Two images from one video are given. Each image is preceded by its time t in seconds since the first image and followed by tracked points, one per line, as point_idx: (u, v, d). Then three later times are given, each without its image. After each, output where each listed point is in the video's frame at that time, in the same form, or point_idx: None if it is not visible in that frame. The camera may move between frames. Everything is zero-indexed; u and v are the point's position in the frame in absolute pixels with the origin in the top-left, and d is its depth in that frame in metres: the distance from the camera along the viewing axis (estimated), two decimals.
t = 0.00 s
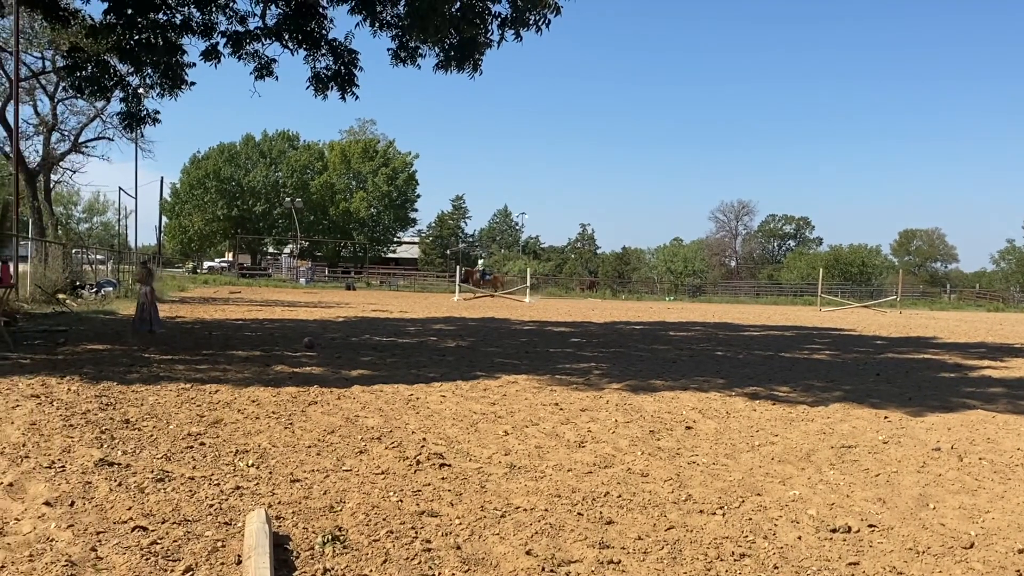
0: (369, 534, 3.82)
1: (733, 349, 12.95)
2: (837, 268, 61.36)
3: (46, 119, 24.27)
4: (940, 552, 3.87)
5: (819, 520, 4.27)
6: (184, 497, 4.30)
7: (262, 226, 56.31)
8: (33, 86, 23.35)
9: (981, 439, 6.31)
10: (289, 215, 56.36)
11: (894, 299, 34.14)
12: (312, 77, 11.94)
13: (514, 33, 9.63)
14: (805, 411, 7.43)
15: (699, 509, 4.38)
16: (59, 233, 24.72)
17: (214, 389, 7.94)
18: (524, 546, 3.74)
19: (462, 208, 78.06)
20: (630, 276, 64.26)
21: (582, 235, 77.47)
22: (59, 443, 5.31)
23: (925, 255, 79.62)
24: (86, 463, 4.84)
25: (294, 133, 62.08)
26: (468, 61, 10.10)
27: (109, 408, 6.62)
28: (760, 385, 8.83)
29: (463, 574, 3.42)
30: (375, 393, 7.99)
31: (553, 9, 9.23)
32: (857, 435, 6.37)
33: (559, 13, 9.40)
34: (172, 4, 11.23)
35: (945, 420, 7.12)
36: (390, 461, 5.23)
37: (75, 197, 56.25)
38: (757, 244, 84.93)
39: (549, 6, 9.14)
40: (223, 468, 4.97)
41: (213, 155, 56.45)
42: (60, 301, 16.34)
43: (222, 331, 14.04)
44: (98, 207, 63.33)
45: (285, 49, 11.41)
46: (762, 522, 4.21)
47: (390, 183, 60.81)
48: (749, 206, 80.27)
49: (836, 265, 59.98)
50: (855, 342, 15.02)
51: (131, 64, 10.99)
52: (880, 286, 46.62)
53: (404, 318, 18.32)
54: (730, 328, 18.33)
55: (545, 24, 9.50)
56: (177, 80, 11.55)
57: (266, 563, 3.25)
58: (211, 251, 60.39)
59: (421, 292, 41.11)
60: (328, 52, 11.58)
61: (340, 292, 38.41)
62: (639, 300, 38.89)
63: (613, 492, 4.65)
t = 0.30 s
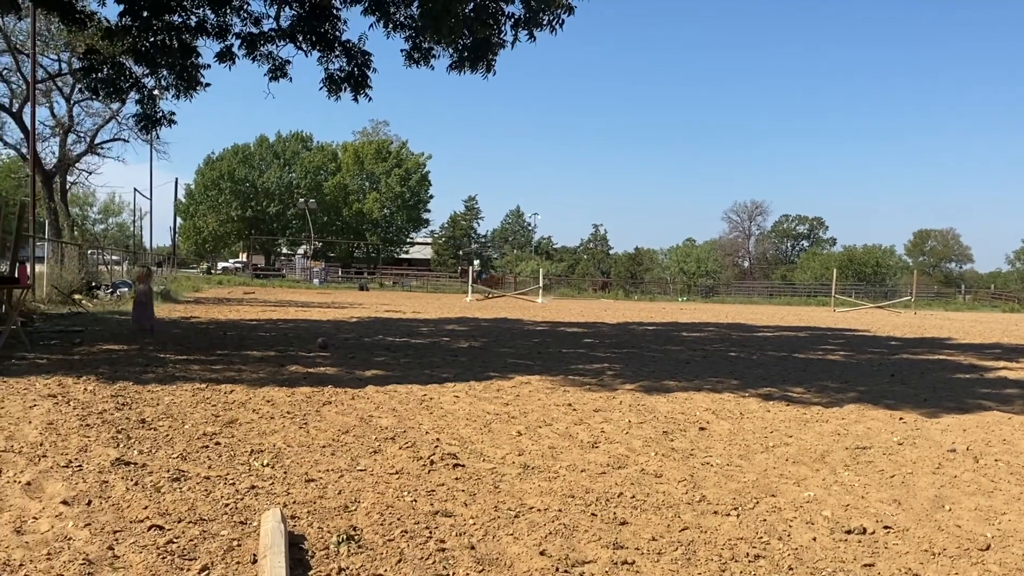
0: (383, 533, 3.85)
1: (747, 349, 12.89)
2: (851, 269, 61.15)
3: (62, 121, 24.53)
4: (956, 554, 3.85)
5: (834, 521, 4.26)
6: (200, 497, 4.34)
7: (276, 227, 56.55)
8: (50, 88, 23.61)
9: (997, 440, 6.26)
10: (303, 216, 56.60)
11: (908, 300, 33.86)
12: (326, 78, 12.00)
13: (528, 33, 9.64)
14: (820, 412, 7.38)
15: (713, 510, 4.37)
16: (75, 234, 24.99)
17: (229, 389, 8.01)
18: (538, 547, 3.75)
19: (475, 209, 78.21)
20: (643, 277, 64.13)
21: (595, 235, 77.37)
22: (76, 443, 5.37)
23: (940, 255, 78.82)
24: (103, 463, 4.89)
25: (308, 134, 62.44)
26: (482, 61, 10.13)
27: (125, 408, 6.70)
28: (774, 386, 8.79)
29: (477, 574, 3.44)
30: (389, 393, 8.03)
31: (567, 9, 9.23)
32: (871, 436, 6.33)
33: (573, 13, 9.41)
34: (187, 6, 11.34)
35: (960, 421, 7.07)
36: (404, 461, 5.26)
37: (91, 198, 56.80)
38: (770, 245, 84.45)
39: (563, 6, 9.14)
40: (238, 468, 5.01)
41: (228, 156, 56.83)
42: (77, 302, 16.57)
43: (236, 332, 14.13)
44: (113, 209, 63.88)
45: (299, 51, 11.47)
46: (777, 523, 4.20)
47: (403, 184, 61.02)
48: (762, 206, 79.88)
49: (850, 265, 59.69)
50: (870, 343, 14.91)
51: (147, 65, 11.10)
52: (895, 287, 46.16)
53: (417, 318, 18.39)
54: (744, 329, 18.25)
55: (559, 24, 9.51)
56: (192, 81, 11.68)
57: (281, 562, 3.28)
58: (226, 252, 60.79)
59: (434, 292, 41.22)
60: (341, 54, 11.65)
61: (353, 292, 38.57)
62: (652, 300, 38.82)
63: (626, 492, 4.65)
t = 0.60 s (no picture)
0: (398, 534, 3.88)
1: (760, 350, 12.85)
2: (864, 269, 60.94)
3: (77, 122, 24.79)
4: (972, 555, 3.82)
5: (848, 522, 4.24)
6: (216, 496, 4.39)
7: (289, 227, 56.75)
8: (66, 90, 23.88)
9: (1014, 442, 6.21)
10: (316, 217, 56.84)
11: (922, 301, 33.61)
12: (339, 80, 12.07)
13: (541, 33, 9.64)
14: (834, 412, 7.35)
15: (727, 511, 4.36)
16: (91, 234, 25.24)
17: (244, 389, 8.07)
18: (552, 547, 3.76)
19: (487, 210, 78.33)
20: (654, 277, 64.04)
21: (607, 236, 77.29)
22: (93, 443, 5.43)
23: (955, 255, 78.09)
24: (119, 463, 4.95)
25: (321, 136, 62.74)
26: (495, 62, 10.14)
27: (141, 408, 6.77)
28: (788, 387, 8.76)
29: (492, 574, 3.45)
30: (403, 394, 8.07)
31: (581, 9, 9.23)
32: (886, 437, 6.29)
33: (586, 13, 9.42)
34: (202, 8, 11.43)
35: (976, 422, 7.02)
36: (418, 461, 5.29)
37: (107, 199, 57.35)
38: (783, 244, 84.06)
39: (576, 6, 9.14)
40: (253, 468, 5.05)
41: (241, 157, 57.20)
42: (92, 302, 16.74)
43: (250, 332, 14.23)
44: (128, 210, 64.46)
45: (312, 52, 11.54)
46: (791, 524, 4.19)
47: (416, 185, 61.21)
48: (775, 206, 79.51)
49: (863, 265, 59.41)
50: (884, 343, 14.82)
51: (162, 67, 11.20)
52: (909, 287, 45.77)
53: (430, 318, 18.45)
54: (757, 329, 18.18)
55: (572, 24, 9.52)
56: (207, 83, 11.78)
57: (297, 562, 3.31)
58: (239, 252, 61.19)
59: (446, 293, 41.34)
60: (354, 55, 11.70)
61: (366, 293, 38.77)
62: (664, 300, 38.79)
63: (640, 493, 4.65)
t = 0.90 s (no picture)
0: (411, 533, 3.90)
1: (772, 350, 12.79)
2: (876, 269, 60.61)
3: (92, 124, 25.06)
4: (986, 556, 3.80)
5: (862, 523, 4.22)
6: (230, 496, 4.42)
7: (302, 228, 57.01)
8: (81, 92, 24.16)
9: None
10: (329, 218, 57.06)
11: (935, 301, 33.37)
12: (352, 81, 12.12)
13: (553, 34, 9.65)
14: (847, 413, 7.30)
15: (740, 512, 4.36)
16: (105, 235, 25.49)
17: (257, 389, 8.13)
18: (565, 547, 3.78)
19: (499, 210, 78.41)
20: (666, 278, 63.91)
21: (619, 236, 77.17)
22: (108, 442, 5.49)
23: (968, 255, 77.39)
24: (134, 463, 5.00)
25: (334, 137, 63.01)
26: (507, 62, 10.16)
27: (156, 408, 6.84)
28: (800, 387, 8.71)
29: (504, 574, 3.47)
30: (415, 394, 8.08)
31: (592, 9, 9.22)
32: (900, 438, 6.25)
33: (598, 13, 9.41)
34: (215, 10, 11.51)
35: (991, 422, 6.95)
36: (431, 461, 5.32)
37: (121, 200, 57.87)
38: (795, 245, 83.61)
39: (588, 6, 9.13)
40: (267, 468, 5.09)
41: (254, 159, 57.54)
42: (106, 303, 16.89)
43: (263, 332, 14.31)
44: (142, 211, 65.00)
45: (325, 53, 11.61)
46: (804, 525, 4.18)
47: (428, 185, 61.37)
48: (786, 205, 79.12)
49: (876, 265, 59.07)
50: (897, 343, 14.71)
51: (176, 69, 11.29)
52: (923, 288, 45.40)
53: (442, 318, 18.50)
54: (769, 329, 18.11)
55: (584, 24, 9.51)
56: (220, 84, 11.88)
57: (310, 561, 3.34)
58: (252, 253, 61.54)
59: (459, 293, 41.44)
60: (366, 56, 11.75)
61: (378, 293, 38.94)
62: (676, 300, 38.69)
63: (653, 494, 4.64)
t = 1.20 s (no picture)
0: (423, 533, 3.92)
1: (784, 350, 12.73)
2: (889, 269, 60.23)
3: (106, 126, 25.28)
4: (1001, 558, 3.77)
5: (875, 524, 4.20)
6: (243, 496, 4.46)
7: (315, 229, 57.20)
8: (95, 94, 24.38)
9: None
10: (341, 219, 57.24)
11: (948, 301, 33.09)
12: (363, 82, 12.18)
13: (564, 35, 9.66)
14: (860, 413, 7.26)
15: (752, 513, 4.35)
16: (119, 236, 25.71)
17: (270, 390, 8.18)
18: (576, 547, 3.79)
19: (510, 210, 78.47)
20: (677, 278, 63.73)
21: (630, 236, 77.00)
22: (123, 442, 5.55)
23: (981, 255, 76.64)
24: (148, 462, 5.05)
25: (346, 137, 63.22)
26: (518, 63, 10.19)
27: (169, 408, 6.91)
28: (813, 388, 8.67)
29: (517, 574, 3.48)
30: (427, 394, 8.10)
31: (604, 9, 9.21)
32: (913, 439, 6.21)
33: (609, 13, 9.39)
34: (228, 12, 11.59)
35: (1005, 423, 6.89)
36: (443, 461, 5.34)
37: (135, 201, 58.38)
38: (806, 245, 83.12)
39: (600, 6, 9.12)
40: (280, 468, 5.13)
41: (267, 159, 57.81)
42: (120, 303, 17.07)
43: (276, 332, 14.39)
44: (156, 212, 65.49)
45: (337, 54, 11.68)
46: (817, 525, 4.16)
47: (439, 186, 61.51)
48: (798, 205, 78.74)
49: (888, 265, 58.69)
50: (910, 343, 14.60)
51: (189, 71, 11.40)
52: (936, 287, 45.03)
53: (453, 319, 18.55)
54: (782, 329, 18.03)
55: (596, 24, 9.50)
56: (233, 86, 11.98)
57: (323, 561, 3.36)
58: (264, 254, 61.87)
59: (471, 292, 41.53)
60: (378, 57, 11.80)
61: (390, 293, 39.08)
62: (686, 301, 38.61)
63: (665, 494, 4.64)
